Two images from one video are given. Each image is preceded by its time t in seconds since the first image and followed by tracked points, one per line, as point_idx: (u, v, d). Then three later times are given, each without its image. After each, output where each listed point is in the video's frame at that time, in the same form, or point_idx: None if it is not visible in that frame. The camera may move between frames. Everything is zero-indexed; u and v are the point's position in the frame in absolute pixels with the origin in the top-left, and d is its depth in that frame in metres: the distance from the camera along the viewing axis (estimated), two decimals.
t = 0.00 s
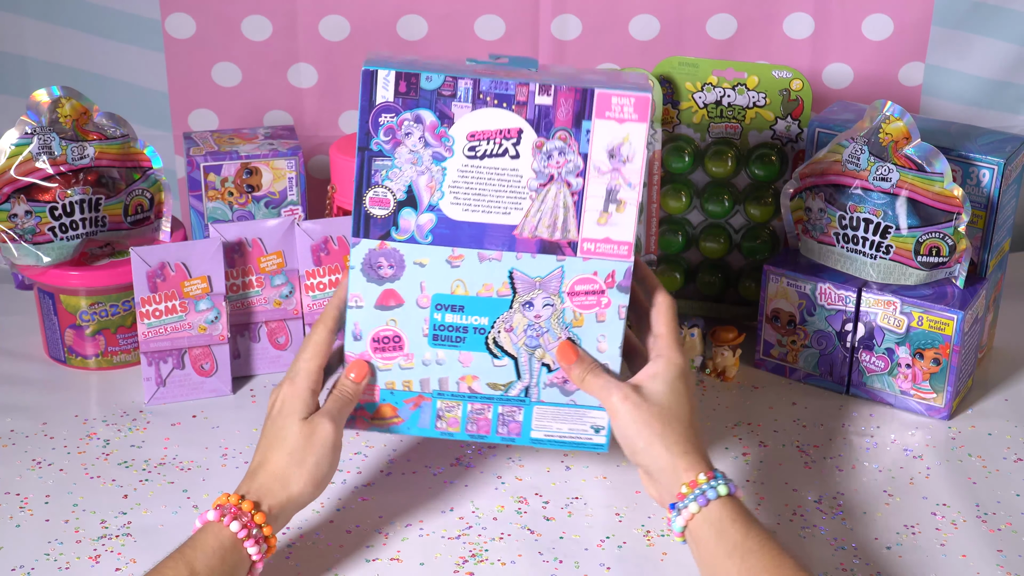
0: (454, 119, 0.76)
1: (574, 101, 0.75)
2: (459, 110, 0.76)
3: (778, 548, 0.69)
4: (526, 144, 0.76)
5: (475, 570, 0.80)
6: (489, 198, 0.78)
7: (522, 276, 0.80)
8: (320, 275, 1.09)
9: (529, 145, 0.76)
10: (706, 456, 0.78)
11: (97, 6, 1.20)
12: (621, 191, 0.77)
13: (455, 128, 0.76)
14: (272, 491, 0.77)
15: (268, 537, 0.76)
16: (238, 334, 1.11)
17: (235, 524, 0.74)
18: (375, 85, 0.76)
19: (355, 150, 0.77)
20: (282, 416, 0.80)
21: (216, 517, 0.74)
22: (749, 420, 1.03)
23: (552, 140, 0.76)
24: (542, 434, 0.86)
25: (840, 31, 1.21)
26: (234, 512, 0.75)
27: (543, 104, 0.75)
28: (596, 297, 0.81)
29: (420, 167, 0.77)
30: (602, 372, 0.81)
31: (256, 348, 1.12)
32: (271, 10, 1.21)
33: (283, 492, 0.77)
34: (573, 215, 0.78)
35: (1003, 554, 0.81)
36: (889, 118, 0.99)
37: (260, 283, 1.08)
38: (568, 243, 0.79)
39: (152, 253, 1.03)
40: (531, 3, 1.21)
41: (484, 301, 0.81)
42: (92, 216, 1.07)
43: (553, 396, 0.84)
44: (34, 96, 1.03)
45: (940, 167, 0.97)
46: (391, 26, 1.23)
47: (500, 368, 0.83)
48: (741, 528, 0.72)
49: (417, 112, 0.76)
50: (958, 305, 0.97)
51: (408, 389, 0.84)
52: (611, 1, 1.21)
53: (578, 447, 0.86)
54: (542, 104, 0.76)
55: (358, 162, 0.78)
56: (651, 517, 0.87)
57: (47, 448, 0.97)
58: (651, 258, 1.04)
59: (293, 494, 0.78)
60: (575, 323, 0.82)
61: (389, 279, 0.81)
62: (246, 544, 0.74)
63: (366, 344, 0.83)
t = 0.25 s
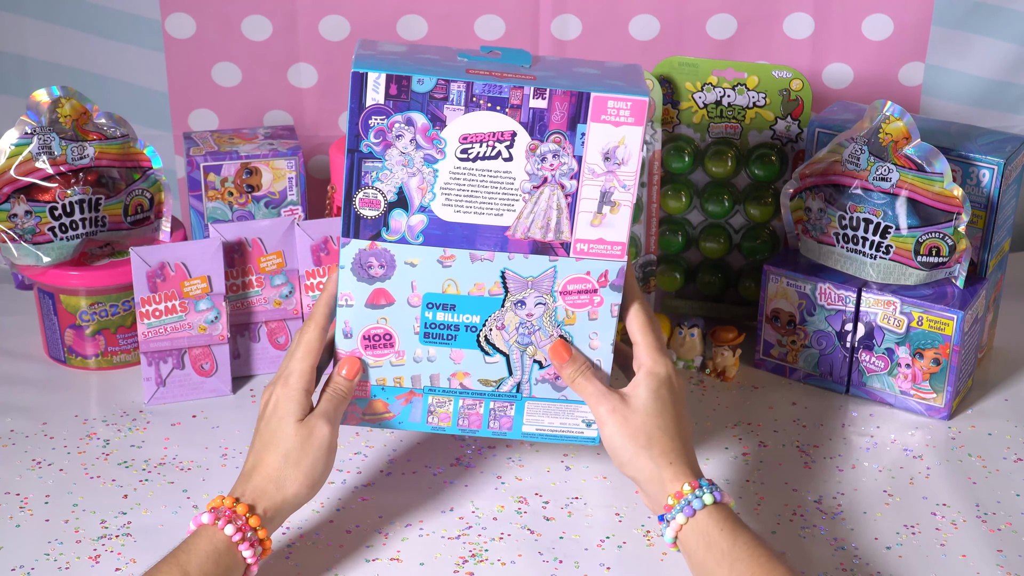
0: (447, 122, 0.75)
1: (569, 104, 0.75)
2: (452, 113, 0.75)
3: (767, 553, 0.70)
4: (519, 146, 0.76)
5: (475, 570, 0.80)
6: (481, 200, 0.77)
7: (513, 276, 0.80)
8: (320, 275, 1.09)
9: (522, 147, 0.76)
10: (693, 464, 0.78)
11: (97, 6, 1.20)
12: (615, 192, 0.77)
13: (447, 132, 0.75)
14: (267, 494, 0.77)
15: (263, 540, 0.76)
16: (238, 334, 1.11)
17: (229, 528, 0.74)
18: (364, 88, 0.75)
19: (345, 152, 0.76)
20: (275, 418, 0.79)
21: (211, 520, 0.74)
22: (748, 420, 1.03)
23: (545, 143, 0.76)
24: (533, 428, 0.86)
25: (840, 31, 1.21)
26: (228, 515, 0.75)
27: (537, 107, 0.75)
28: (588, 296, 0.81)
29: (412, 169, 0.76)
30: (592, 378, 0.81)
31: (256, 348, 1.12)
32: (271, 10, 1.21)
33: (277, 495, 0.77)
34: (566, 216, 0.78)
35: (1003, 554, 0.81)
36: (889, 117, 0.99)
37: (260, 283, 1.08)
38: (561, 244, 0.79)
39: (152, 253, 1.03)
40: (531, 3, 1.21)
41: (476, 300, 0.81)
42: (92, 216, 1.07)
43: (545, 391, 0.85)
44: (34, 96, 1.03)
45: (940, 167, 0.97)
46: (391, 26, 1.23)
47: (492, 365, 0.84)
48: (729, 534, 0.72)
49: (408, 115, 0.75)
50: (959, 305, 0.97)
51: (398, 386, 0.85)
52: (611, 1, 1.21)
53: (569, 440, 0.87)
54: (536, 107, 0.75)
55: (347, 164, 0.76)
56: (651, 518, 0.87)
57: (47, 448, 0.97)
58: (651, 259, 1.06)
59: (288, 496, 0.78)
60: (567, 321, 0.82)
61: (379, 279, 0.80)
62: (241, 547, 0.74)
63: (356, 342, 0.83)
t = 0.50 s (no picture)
0: (446, 117, 0.76)
1: (566, 94, 0.76)
2: (451, 108, 0.76)
3: (767, 548, 0.70)
4: (518, 139, 0.76)
5: (475, 570, 0.80)
6: (483, 194, 0.78)
7: (520, 269, 0.80)
8: (320, 275, 1.09)
9: (522, 139, 0.76)
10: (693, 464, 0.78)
11: (97, 6, 1.20)
12: (616, 180, 0.77)
13: (447, 127, 0.76)
14: (284, 497, 0.77)
15: (275, 544, 0.75)
16: (238, 334, 1.11)
17: (245, 533, 0.73)
18: (363, 88, 0.76)
19: (347, 151, 0.77)
20: (292, 421, 0.78)
21: (227, 524, 0.73)
22: (748, 420, 1.03)
23: (544, 134, 0.76)
24: (549, 424, 0.86)
25: (840, 31, 1.21)
26: (245, 520, 0.74)
27: (535, 98, 0.75)
28: (596, 287, 0.81)
29: (414, 166, 0.77)
30: (602, 369, 0.81)
31: (256, 348, 1.12)
32: (272, 10, 1.21)
33: (295, 498, 0.77)
34: (569, 206, 0.78)
35: (1003, 554, 0.81)
36: (889, 117, 0.99)
37: (260, 283, 1.08)
38: (565, 235, 0.79)
39: (151, 253, 1.03)
40: (531, 3, 1.21)
41: (484, 296, 0.81)
42: (92, 216, 1.07)
43: (559, 385, 0.84)
44: (34, 96, 1.03)
45: (940, 167, 0.97)
46: (391, 26, 1.23)
47: (504, 361, 0.83)
48: (727, 531, 0.72)
49: (408, 112, 0.76)
50: (958, 305, 0.97)
51: (413, 386, 0.84)
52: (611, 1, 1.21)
53: (586, 434, 0.85)
54: (534, 99, 0.76)
55: (350, 164, 0.77)
56: (651, 518, 0.87)
57: (47, 448, 0.97)
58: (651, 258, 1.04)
59: (305, 499, 0.77)
60: (576, 313, 0.82)
61: (387, 279, 0.81)
62: (254, 551, 0.74)
63: (369, 344, 0.83)
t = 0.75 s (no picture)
0: (434, 129, 0.76)
1: (552, 100, 0.76)
2: (438, 120, 0.76)
3: (767, 551, 0.69)
4: (508, 146, 0.76)
5: (475, 570, 0.80)
6: (478, 202, 0.78)
7: (519, 274, 0.80)
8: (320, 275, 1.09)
9: (511, 147, 0.76)
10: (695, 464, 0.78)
11: (97, 6, 1.20)
12: (609, 182, 0.76)
13: (436, 138, 0.76)
14: (269, 443, 0.77)
15: (262, 490, 0.74)
16: (238, 334, 1.11)
17: (228, 478, 0.72)
18: (350, 104, 0.76)
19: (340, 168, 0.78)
20: (276, 373, 0.79)
21: (210, 472, 0.73)
22: (748, 420, 1.03)
23: (534, 140, 0.76)
24: (559, 426, 0.85)
25: (840, 31, 1.21)
26: (227, 466, 0.73)
27: (521, 106, 0.75)
28: (597, 288, 0.81)
29: (406, 178, 0.78)
30: (606, 368, 0.80)
31: (256, 348, 1.12)
32: (272, 10, 1.21)
33: (278, 445, 0.77)
34: (564, 210, 0.78)
35: (1003, 554, 0.81)
36: (889, 117, 0.99)
37: (260, 283, 1.09)
38: (562, 239, 0.79)
39: (152, 253, 1.03)
40: (531, 3, 1.21)
41: (485, 302, 0.82)
42: (92, 216, 1.07)
43: (566, 387, 0.84)
44: (34, 96, 1.03)
45: (940, 167, 0.97)
46: (391, 26, 1.23)
47: (509, 365, 0.83)
48: (728, 533, 0.72)
49: (397, 125, 0.77)
50: (958, 305, 0.97)
51: (420, 394, 0.85)
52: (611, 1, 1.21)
53: (598, 435, 0.85)
54: (521, 106, 0.76)
55: (343, 181, 0.78)
56: (651, 518, 0.87)
57: (47, 448, 0.97)
58: (651, 258, 1.04)
59: (288, 446, 0.77)
60: (578, 314, 0.81)
61: (388, 290, 0.81)
62: (240, 498, 0.73)
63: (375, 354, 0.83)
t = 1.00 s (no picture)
0: (447, 122, 0.76)
1: (563, 93, 0.75)
2: (450, 113, 0.76)
3: (770, 550, 0.69)
4: (520, 140, 0.76)
5: (475, 570, 0.80)
6: (489, 195, 0.78)
7: (530, 267, 0.80)
8: (320, 275, 1.09)
9: (523, 141, 0.76)
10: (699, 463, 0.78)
11: (97, 6, 1.20)
12: (620, 177, 0.76)
13: (448, 130, 0.76)
14: (297, 451, 0.80)
15: (286, 498, 0.78)
16: (238, 334, 1.11)
17: (258, 482, 0.76)
18: (363, 97, 0.76)
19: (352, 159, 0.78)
20: (316, 384, 0.83)
21: (241, 474, 0.77)
22: (749, 420, 1.03)
23: (544, 134, 0.76)
24: (567, 419, 0.86)
25: (840, 31, 1.21)
26: (258, 471, 0.77)
27: (533, 99, 0.75)
28: (607, 283, 0.81)
29: (418, 170, 0.77)
30: (615, 365, 0.81)
31: (256, 348, 1.12)
32: (271, 10, 1.21)
33: (306, 456, 0.81)
34: (575, 204, 0.78)
35: (1003, 554, 0.81)
36: (889, 118, 0.99)
37: (260, 283, 1.09)
38: (573, 233, 0.79)
39: (152, 253, 1.03)
40: (531, 3, 1.21)
41: (496, 295, 0.81)
42: (92, 216, 1.07)
43: (576, 380, 0.84)
44: (34, 96, 1.03)
45: (940, 167, 0.97)
46: (391, 26, 1.23)
47: (519, 358, 0.83)
48: (730, 532, 0.72)
49: (409, 118, 0.76)
50: (958, 305, 0.97)
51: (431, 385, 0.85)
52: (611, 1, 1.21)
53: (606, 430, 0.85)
54: (532, 100, 0.75)
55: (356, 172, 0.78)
56: (651, 518, 0.87)
57: (47, 448, 0.97)
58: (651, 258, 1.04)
59: (316, 459, 0.81)
60: (588, 309, 0.81)
61: (400, 281, 0.81)
62: (266, 502, 0.77)
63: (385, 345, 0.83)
